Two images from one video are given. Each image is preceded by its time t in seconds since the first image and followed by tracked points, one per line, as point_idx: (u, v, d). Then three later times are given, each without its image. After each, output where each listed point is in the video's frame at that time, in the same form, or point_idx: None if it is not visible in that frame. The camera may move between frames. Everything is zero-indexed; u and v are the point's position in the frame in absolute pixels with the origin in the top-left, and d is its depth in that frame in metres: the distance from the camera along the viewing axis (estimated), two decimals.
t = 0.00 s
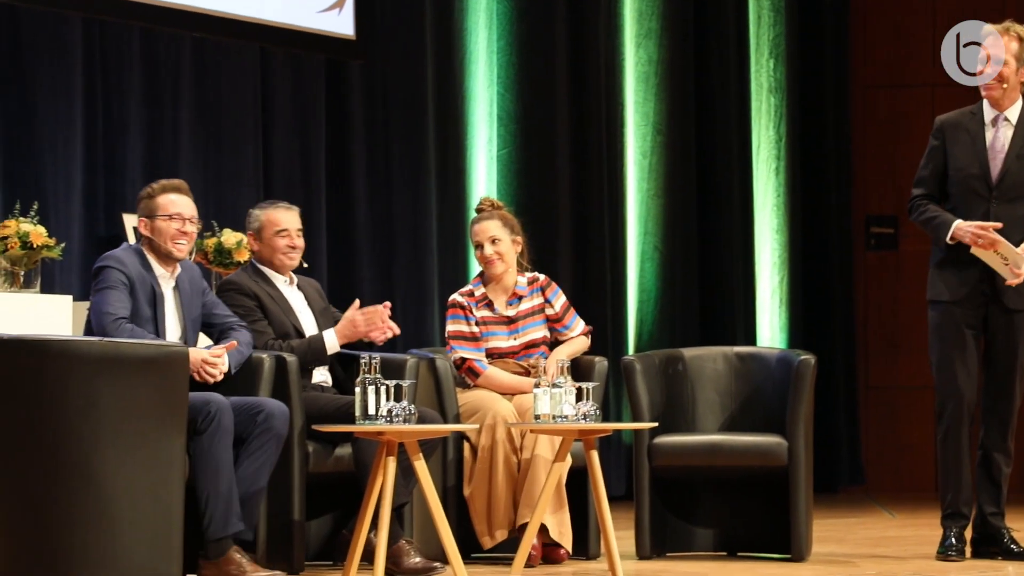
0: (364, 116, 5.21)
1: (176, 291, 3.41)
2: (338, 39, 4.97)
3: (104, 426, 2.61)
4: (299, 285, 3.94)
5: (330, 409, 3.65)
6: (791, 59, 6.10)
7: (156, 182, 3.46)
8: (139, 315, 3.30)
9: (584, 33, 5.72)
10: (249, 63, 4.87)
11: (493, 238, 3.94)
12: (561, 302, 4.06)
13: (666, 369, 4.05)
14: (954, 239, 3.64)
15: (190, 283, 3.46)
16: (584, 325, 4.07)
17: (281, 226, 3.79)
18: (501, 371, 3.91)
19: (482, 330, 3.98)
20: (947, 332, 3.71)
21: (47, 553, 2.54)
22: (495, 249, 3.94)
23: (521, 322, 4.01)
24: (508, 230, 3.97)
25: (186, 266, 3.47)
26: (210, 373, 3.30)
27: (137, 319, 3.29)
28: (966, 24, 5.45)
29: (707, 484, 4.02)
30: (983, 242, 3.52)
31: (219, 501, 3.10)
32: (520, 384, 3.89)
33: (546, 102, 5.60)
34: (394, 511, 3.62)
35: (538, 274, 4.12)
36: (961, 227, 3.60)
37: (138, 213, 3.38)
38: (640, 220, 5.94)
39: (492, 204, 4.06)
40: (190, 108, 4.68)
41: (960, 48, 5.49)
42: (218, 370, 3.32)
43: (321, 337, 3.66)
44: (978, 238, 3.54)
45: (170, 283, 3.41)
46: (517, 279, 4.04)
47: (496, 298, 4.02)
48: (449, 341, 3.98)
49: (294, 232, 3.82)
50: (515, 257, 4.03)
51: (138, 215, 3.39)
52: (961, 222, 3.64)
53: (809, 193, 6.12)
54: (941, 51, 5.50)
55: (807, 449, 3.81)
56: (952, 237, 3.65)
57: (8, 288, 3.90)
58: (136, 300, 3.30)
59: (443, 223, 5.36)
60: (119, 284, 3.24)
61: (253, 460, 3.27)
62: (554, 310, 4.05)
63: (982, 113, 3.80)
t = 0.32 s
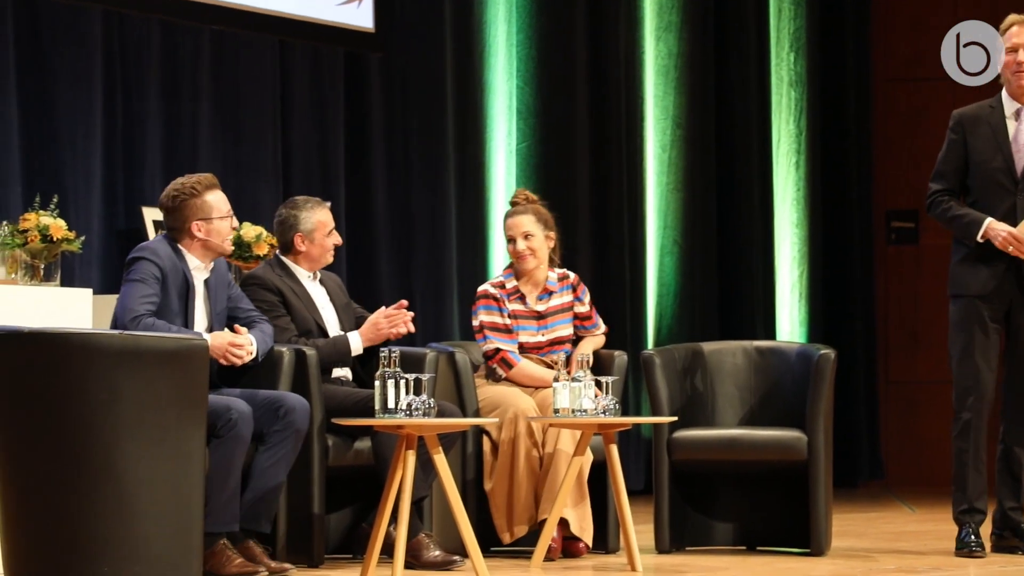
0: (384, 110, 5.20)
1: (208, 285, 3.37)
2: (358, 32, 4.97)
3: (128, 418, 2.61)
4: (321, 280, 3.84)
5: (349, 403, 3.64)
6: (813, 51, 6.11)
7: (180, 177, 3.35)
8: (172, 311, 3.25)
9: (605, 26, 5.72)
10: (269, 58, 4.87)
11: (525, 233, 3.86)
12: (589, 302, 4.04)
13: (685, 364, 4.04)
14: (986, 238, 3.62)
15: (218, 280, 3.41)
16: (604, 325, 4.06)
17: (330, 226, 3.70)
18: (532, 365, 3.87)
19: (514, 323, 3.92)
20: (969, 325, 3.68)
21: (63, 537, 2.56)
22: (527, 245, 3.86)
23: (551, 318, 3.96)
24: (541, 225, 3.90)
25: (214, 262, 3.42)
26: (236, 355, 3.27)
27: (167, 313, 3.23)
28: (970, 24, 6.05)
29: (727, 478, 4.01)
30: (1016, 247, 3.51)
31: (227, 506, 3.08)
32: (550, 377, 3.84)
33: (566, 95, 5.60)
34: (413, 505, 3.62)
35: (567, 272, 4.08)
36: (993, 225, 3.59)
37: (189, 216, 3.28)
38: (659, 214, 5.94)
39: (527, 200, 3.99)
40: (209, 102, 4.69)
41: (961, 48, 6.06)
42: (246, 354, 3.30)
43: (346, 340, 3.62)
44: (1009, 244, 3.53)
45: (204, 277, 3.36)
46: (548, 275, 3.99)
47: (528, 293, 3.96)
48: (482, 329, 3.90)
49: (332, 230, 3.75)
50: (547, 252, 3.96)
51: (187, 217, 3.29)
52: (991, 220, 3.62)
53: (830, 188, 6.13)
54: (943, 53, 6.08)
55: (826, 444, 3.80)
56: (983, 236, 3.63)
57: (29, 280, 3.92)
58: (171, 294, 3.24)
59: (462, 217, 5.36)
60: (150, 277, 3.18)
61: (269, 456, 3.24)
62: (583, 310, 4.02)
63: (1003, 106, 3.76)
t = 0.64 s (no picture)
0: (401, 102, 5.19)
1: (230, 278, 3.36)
2: (375, 24, 4.96)
3: (146, 410, 2.61)
4: (341, 273, 3.81)
5: (366, 395, 3.63)
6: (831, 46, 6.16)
7: (205, 170, 3.34)
8: (194, 303, 3.24)
9: (622, 19, 5.72)
10: (287, 51, 4.88)
11: (552, 228, 3.81)
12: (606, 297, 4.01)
13: (701, 357, 4.00)
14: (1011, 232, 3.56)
15: (239, 272, 3.41)
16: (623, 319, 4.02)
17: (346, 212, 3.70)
18: (547, 356, 3.83)
19: (534, 312, 3.88)
20: (985, 317, 3.64)
21: (85, 525, 2.57)
22: (551, 239, 3.82)
23: (569, 310, 3.93)
24: (571, 221, 3.84)
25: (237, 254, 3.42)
26: (255, 349, 3.27)
27: (187, 305, 3.22)
28: (970, 24, 6.03)
29: (745, 469, 3.97)
30: None
31: (241, 496, 3.09)
32: (565, 369, 3.81)
33: (583, 88, 5.60)
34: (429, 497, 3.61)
35: (586, 264, 4.03)
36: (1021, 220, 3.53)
37: (217, 209, 3.29)
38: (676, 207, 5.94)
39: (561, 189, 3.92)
40: (227, 94, 4.70)
41: (960, 48, 6.04)
42: (263, 349, 3.29)
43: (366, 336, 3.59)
44: None
45: (226, 270, 3.36)
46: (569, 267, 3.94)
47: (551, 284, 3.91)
48: (501, 316, 3.85)
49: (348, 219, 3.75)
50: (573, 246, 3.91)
51: (214, 210, 3.29)
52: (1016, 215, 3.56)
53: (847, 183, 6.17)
54: (942, 52, 6.07)
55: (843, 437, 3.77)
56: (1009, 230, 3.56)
57: (47, 272, 4.00)
58: (193, 287, 3.24)
59: (478, 210, 5.36)
60: (172, 270, 3.18)
61: (285, 452, 3.24)
62: (601, 303, 4.00)
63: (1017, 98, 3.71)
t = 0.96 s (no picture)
0: (417, 91, 5.19)
1: (243, 265, 3.35)
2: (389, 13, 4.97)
3: (164, 394, 2.62)
4: (361, 260, 3.79)
5: (381, 382, 3.62)
6: (846, 36, 6.17)
7: (219, 157, 3.35)
8: (208, 291, 3.23)
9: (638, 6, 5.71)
10: (301, 39, 4.88)
11: (562, 217, 3.80)
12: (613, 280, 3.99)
13: (717, 346, 3.99)
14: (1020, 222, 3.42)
15: (252, 259, 3.40)
16: (634, 306, 4.00)
17: (367, 199, 3.68)
18: (555, 344, 3.81)
19: (540, 301, 3.86)
20: (992, 311, 3.51)
21: (99, 513, 2.58)
22: (562, 228, 3.81)
23: (574, 298, 3.92)
24: (578, 210, 3.84)
25: (249, 241, 3.42)
26: (275, 331, 3.27)
27: (203, 292, 3.21)
28: (970, 24, 5.97)
29: (758, 459, 3.94)
30: None
31: (259, 484, 3.07)
32: (577, 358, 3.80)
33: (598, 77, 5.60)
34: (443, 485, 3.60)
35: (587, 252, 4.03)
36: None
37: (234, 193, 3.29)
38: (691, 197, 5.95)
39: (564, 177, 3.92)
40: (243, 82, 4.71)
41: (960, 48, 6.00)
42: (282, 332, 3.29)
43: (381, 318, 3.58)
44: None
45: (241, 256, 3.35)
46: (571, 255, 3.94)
47: (554, 273, 3.90)
48: (507, 305, 3.82)
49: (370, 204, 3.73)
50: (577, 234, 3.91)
51: (230, 195, 3.30)
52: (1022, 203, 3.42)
53: (862, 173, 6.18)
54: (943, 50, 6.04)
55: (859, 428, 3.75)
56: (1016, 219, 3.43)
57: (64, 259, 4.01)
58: (207, 274, 3.23)
59: (494, 199, 5.36)
60: (190, 258, 3.17)
61: (301, 437, 3.24)
62: (606, 288, 3.98)
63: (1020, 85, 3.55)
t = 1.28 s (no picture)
0: (430, 77, 5.20)
1: (258, 251, 3.36)
2: None
3: (178, 380, 2.62)
4: (385, 247, 3.77)
5: (393, 367, 3.61)
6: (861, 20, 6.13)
7: (235, 142, 3.34)
8: (221, 276, 3.24)
9: None
10: (314, 24, 4.88)
11: (568, 199, 3.81)
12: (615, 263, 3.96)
13: (730, 332, 3.97)
14: (1012, 201, 3.39)
15: (268, 246, 3.41)
16: (639, 289, 3.97)
17: (381, 180, 3.66)
18: (561, 328, 3.79)
19: (540, 287, 3.86)
20: (994, 297, 3.48)
21: (115, 499, 2.59)
22: (571, 210, 3.81)
23: (577, 281, 3.91)
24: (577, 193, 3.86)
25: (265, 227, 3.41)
26: (290, 313, 3.26)
27: (215, 278, 3.22)
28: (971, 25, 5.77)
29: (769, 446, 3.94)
30: None
31: (273, 467, 3.08)
32: (587, 341, 3.76)
33: (611, 64, 5.59)
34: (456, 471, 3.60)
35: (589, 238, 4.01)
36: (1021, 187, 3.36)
37: (251, 181, 3.29)
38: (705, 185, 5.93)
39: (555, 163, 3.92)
40: (257, 67, 4.72)
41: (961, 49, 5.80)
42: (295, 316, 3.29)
43: (389, 305, 3.54)
44: None
45: (255, 242, 3.36)
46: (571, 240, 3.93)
47: (553, 258, 3.90)
48: (505, 297, 3.83)
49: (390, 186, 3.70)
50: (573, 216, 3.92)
51: (247, 182, 3.29)
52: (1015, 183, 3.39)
53: (877, 159, 6.17)
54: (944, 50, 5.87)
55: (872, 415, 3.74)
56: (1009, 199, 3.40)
57: (78, 244, 4.03)
58: (220, 260, 3.23)
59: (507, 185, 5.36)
60: (201, 244, 3.17)
61: (316, 423, 3.24)
62: (608, 271, 3.95)
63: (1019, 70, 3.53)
